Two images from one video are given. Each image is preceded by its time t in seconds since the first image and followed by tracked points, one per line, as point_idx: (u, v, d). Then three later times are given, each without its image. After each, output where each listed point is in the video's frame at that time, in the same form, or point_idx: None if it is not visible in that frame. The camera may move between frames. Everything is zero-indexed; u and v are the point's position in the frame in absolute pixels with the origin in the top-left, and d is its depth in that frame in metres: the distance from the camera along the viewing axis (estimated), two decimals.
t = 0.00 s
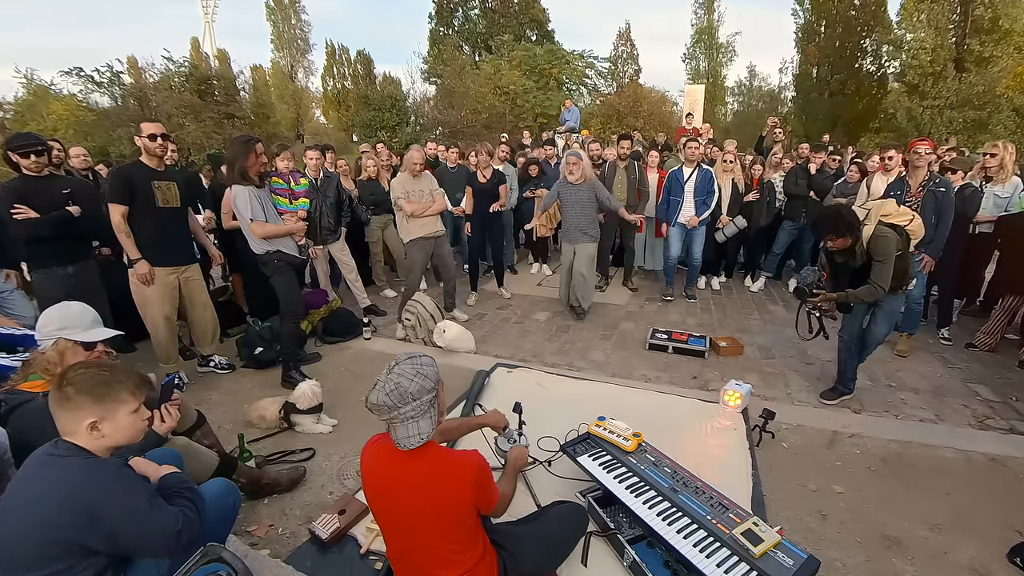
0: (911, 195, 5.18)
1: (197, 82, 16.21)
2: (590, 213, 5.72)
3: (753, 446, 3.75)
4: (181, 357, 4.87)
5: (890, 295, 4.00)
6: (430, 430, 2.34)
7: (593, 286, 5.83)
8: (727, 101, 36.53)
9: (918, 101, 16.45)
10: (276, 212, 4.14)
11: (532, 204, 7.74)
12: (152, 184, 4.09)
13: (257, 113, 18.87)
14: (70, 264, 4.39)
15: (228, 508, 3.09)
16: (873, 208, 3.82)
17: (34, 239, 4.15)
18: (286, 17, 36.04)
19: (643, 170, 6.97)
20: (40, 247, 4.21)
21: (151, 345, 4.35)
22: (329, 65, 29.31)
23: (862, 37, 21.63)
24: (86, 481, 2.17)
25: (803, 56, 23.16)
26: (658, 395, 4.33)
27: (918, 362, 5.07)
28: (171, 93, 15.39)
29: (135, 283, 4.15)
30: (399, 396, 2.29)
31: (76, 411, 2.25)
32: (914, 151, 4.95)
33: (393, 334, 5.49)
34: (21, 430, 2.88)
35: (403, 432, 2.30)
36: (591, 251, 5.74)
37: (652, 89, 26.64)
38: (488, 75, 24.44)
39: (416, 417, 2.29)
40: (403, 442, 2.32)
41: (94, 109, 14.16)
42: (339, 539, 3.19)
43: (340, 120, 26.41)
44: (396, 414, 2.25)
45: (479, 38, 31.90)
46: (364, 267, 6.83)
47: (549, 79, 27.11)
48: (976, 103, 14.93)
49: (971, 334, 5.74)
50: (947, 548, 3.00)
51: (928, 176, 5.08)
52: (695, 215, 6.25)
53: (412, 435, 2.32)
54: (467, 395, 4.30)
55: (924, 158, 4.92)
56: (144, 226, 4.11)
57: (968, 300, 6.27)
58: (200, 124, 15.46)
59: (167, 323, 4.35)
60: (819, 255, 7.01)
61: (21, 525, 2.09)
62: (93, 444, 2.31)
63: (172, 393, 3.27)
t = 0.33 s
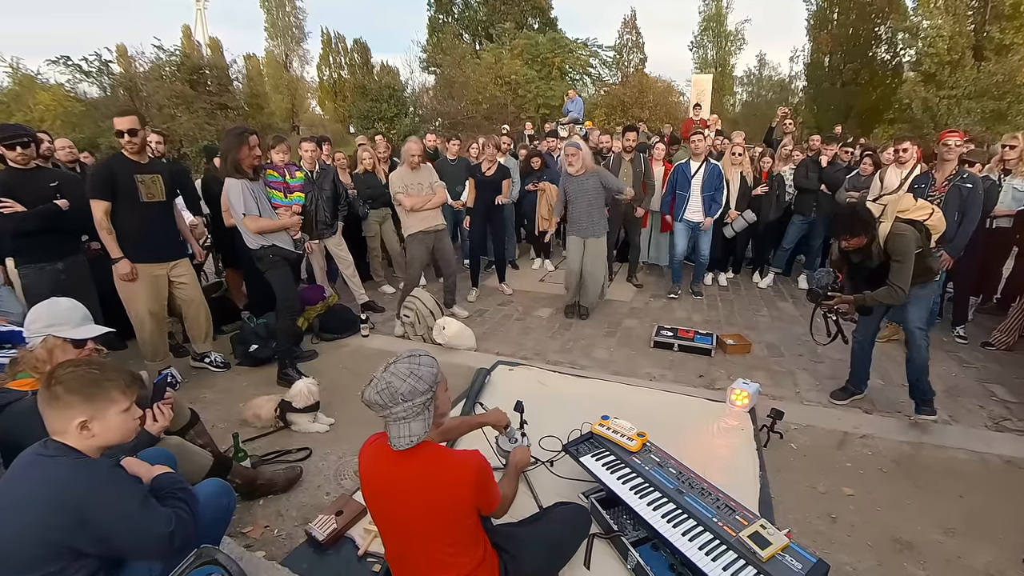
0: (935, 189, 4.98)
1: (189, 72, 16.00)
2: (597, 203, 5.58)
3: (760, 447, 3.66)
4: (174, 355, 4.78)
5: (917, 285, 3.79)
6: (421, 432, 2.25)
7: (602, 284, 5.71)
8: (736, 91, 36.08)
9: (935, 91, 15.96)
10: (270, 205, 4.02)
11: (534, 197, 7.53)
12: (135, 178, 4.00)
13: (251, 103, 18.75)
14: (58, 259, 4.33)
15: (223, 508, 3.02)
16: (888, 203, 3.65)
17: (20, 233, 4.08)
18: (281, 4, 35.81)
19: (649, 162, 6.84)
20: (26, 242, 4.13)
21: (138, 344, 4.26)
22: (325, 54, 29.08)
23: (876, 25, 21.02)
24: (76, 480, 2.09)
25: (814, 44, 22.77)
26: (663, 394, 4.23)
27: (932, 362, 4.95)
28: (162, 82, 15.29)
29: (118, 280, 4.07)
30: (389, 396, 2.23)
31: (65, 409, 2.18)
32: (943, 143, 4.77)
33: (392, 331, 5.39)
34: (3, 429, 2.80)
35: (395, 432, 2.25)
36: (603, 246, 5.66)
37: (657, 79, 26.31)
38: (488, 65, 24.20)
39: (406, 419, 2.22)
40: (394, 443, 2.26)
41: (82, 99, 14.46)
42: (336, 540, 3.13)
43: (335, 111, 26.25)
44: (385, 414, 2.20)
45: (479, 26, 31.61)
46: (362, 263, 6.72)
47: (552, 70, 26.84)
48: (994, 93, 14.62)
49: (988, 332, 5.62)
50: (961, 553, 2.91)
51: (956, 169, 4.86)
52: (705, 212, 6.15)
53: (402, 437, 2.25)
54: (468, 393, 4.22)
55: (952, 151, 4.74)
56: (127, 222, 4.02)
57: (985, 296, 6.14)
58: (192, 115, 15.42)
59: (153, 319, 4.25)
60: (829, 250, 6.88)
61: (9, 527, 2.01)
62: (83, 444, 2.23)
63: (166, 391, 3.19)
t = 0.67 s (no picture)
0: (963, 180, 4.83)
1: (178, 58, 15.83)
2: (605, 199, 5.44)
3: (770, 447, 3.54)
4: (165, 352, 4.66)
5: (946, 294, 3.52)
6: (427, 434, 2.18)
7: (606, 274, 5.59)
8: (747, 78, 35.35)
9: (956, 77, 15.06)
10: (263, 198, 3.91)
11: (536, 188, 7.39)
12: (131, 168, 3.88)
13: (243, 91, 18.56)
14: (42, 253, 4.23)
15: (216, 509, 2.94)
16: (921, 199, 3.43)
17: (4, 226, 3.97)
18: None
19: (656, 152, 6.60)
20: (9, 235, 4.03)
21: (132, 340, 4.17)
22: (320, 41, 28.69)
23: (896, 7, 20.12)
24: (67, 480, 1.99)
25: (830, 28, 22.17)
26: (670, 392, 4.11)
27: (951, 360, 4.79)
28: (151, 69, 15.20)
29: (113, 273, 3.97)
30: (393, 400, 2.12)
31: (52, 409, 2.07)
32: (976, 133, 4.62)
33: (390, 327, 5.28)
34: None
35: (400, 435, 2.17)
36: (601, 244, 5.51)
37: (664, 66, 25.86)
38: (490, 51, 23.82)
39: (412, 422, 2.13)
40: (400, 445, 2.18)
41: (67, 86, 14.45)
42: (332, 542, 3.04)
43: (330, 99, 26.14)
44: (389, 419, 2.10)
45: (480, 11, 31.21)
46: (359, 258, 6.60)
47: (555, 55, 26.56)
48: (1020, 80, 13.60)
49: (1009, 330, 5.45)
50: (979, 559, 2.80)
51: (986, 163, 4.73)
52: (701, 203, 5.97)
53: (408, 439, 2.17)
54: (468, 391, 4.12)
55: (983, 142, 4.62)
56: (123, 212, 3.91)
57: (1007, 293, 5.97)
58: (183, 104, 15.30)
59: (147, 315, 4.16)
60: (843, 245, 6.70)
61: None
62: (70, 444, 2.12)
63: (156, 389, 3.09)
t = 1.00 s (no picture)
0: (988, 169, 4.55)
1: (165, 40, 15.69)
2: (607, 186, 5.25)
3: (783, 449, 3.41)
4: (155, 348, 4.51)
5: (988, 293, 3.29)
6: (429, 433, 2.08)
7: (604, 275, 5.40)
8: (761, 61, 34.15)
9: (984, 61, 14.08)
10: (255, 186, 3.75)
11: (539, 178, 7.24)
12: (112, 156, 3.74)
13: (233, 75, 18.31)
14: (25, 245, 4.12)
15: (207, 510, 2.84)
16: (961, 188, 3.20)
17: None
18: None
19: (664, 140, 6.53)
20: None
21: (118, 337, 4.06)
22: (316, 24, 28.16)
23: None
24: (51, 482, 1.87)
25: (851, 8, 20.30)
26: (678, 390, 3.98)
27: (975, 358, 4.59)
28: (136, 52, 15.03)
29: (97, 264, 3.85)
30: (393, 398, 2.03)
31: (34, 408, 1.97)
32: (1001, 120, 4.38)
33: (388, 322, 5.14)
34: None
35: (400, 435, 2.07)
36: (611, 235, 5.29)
37: (673, 50, 25.29)
38: (492, 33, 23.20)
39: (413, 420, 2.04)
40: (400, 446, 2.08)
41: (48, 70, 14.00)
42: (328, 544, 2.94)
43: (326, 84, 25.64)
44: (389, 418, 2.00)
45: None
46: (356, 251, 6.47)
47: (560, 37, 26.23)
48: None
49: None
50: (1002, 566, 2.67)
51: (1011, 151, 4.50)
52: (701, 191, 5.78)
53: (408, 438, 2.07)
54: (468, 388, 4.02)
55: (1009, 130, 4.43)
56: (107, 203, 3.78)
57: None
58: (169, 88, 15.16)
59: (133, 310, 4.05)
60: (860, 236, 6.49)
61: None
62: (54, 444, 2.02)
63: (144, 386, 2.98)
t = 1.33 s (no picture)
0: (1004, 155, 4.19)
1: (149, 18, 15.47)
2: (620, 168, 5.08)
3: (798, 450, 3.26)
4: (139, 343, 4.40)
5: None
6: (429, 431, 1.97)
7: (626, 263, 5.28)
8: (777, 42, 31.16)
9: None
10: (246, 173, 3.63)
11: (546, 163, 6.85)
12: (91, 142, 3.61)
13: (222, 56, 17.91)
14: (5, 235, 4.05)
15: (197, 510, 2.74)
16: (1012, 178, 2.92)
17: None
18: None
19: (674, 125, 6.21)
20: None
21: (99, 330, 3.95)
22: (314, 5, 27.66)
23: None
24: (31, 483, 1.78)
25: None
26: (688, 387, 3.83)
27: (1002, 356, 4.38)
28: (118, 30, 14.75)
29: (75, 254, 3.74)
30: (393, 393, 1.94)
31: (12, 406, 1.87)
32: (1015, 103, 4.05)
33: (384, 316, 4.99)
34: None
35: (399, 432, 1.97)
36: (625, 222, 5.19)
37: (686, 28, 24.52)
38: (493, 10, 22.54)
39: (412, 416, 1.94)
40: (399, 443, 1.98)
41: (26, 51, 13.84)
42: (323, 546, 2.83)
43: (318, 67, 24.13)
44: (388, 413, 1.91)
45: None
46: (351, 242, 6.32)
47: (566, 16, 25.65)
48: None
49: None
50: None
51: None
52: (718, 178, 5.55)
53: (407, 436, 1.97)
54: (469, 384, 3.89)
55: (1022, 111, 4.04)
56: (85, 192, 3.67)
57: None
58: (154, 70, 15.07)
59: (114, 302, 3.91)
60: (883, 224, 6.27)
61: None
62: (36, 443, 1.94)
63: (130, 382, 2.86)
